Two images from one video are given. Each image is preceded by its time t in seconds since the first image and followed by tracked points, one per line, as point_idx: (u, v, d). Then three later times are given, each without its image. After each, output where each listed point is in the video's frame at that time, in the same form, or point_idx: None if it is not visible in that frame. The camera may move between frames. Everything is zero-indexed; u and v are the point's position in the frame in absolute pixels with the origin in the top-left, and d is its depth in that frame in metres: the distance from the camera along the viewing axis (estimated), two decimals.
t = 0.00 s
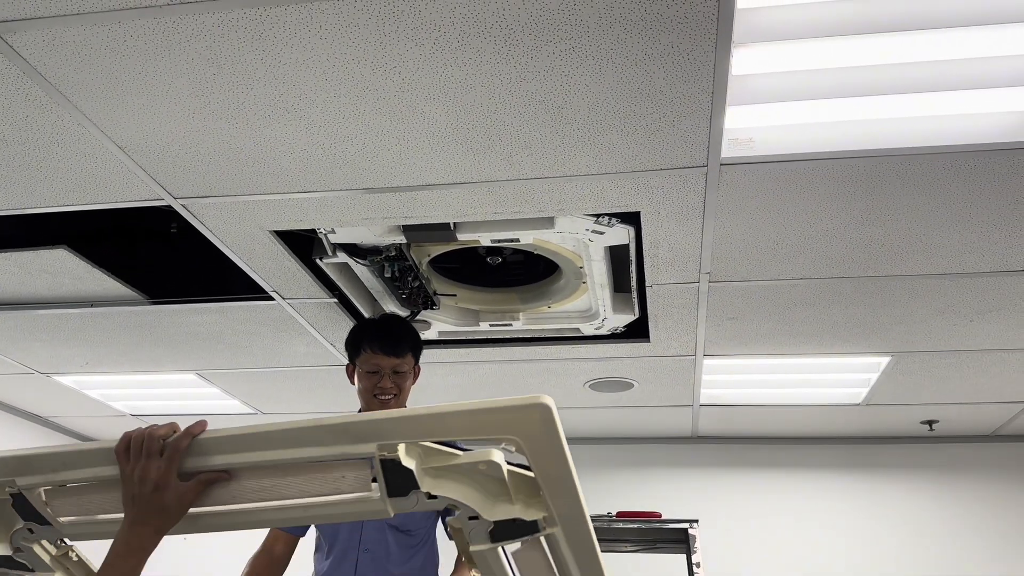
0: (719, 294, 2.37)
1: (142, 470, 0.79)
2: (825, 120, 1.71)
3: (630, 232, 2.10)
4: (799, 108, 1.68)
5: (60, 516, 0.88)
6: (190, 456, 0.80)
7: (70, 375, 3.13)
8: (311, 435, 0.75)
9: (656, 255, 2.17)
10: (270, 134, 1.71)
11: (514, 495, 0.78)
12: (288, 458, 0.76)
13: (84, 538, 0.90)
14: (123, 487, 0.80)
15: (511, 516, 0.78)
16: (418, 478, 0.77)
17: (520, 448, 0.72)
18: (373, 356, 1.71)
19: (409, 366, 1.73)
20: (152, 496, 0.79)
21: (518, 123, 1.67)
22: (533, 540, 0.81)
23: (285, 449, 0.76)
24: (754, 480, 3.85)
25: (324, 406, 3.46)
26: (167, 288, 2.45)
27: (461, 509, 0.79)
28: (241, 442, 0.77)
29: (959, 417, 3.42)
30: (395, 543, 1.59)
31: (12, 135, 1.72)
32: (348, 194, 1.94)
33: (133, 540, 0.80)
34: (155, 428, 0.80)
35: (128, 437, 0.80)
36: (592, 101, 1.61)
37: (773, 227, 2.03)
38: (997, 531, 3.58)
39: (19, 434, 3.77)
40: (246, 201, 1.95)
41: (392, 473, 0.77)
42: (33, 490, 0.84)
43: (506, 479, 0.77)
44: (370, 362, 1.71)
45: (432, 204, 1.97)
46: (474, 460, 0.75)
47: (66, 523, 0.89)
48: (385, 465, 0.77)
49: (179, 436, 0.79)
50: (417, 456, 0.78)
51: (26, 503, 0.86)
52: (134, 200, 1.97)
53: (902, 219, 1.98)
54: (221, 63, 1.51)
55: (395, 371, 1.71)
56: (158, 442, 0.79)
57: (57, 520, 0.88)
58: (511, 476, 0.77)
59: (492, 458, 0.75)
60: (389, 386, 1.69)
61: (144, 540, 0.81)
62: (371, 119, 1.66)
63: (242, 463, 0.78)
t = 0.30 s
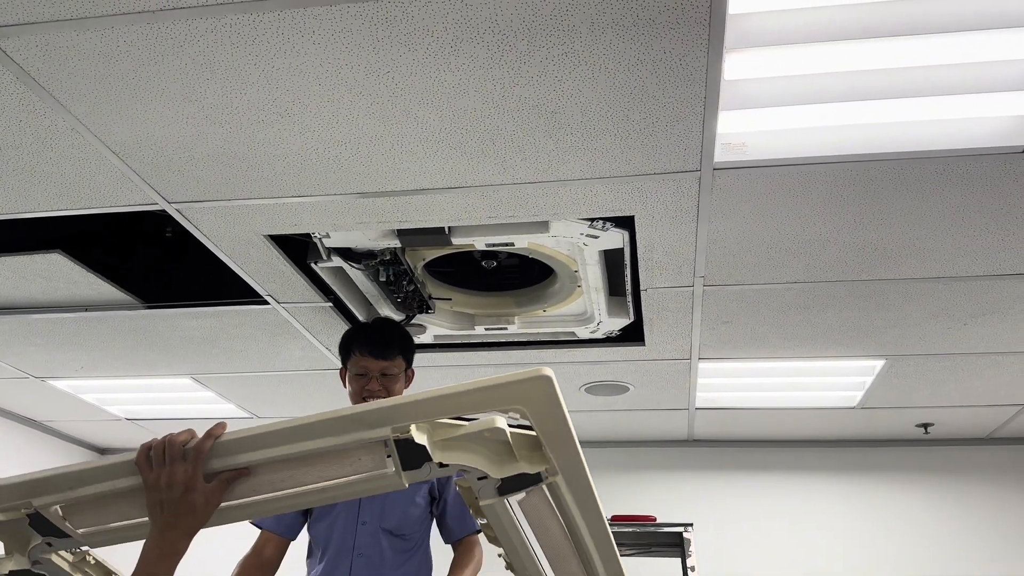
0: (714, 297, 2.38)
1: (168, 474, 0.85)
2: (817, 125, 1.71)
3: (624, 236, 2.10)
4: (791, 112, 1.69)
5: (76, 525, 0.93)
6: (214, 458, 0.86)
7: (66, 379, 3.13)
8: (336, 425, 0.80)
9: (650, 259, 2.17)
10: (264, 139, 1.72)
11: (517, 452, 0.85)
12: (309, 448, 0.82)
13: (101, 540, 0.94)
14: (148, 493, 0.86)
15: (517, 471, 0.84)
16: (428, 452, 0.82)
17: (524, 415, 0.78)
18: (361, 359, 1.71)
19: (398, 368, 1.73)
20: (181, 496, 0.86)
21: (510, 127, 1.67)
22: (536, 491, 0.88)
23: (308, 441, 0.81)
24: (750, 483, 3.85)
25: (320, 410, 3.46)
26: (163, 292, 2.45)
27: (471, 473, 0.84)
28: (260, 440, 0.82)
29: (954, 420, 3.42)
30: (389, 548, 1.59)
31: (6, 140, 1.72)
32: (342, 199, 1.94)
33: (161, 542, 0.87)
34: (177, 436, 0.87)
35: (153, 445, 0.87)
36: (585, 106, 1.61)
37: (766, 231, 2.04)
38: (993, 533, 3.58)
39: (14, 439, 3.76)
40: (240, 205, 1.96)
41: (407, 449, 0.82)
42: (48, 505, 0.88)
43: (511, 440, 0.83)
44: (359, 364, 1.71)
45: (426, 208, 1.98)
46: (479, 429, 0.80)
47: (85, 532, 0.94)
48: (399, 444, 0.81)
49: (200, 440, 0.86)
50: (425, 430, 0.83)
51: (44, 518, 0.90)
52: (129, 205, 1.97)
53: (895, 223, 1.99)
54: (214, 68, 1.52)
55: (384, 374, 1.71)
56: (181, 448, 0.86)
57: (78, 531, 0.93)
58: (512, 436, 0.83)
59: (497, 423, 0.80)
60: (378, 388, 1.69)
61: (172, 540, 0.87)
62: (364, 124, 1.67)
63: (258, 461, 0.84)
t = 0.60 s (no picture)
0: (711, 300, 2.38)
1: (198, 483, 0.84)
2: (814, 128, 1.71)
3: (621, 239, 2.10)
4: (788, 115, 1.69)
5: (82, 533, 0.92)
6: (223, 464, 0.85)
7: (62, 382, 3.12)
8: (375, 425, 0.81)
9: (647, 262, 2.17)
10: (261, 142, 1.72)
11: (526, 448, 0.88)
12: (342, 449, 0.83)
13: (108, 547, 0.93)
14: (175, 502, 0.84)
15: (525, 466, 0.87)
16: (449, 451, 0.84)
17: (545, 415, 0.81)
18: (354, 359, 1.71)
19: (391, 367, 1.73)
20: (211, 503, 0.85)
21: (507, 130, 1.67)
22: (539, 484, 0.91)
23: (340, 443, 0.82)
24: (748, 486, 3.85)
25: (317, 413, 3.45)
26: (159, 296, 2.44)
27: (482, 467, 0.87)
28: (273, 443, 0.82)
29: (951, 423, 3.42)
30: (385, 550, 1.58)
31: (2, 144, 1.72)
32: (338, 202, 1.94)
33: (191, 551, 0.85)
34: (203, 443, 0.85)
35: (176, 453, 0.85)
36: (581, 110, 1.61)
37: (763, 234, 2.04)
38: (991, 535, 3.59)
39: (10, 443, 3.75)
40: (237, 209, 1.96)
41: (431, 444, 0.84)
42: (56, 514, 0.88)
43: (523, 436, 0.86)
44: (352, 364, 1.71)
45: (423, 211, 1.98)
46: (497, 427, 0.83)
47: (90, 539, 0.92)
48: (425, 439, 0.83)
49: (229, 447, 0.84)
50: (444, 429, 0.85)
51: (51, 526, 0.89)
52: (125, 208, 1.97)
53: (892, 226, 1.99)
54: (210, 72, 1.52)
55: (376, 373, 1.70)
56: (209, 455, 0.84)
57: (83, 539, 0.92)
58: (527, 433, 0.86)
59: (513, 422, 0.83)
60: (372, 386, 1.68)
61: (203, 549, 0.86)
62: (361, 127, 1.67)
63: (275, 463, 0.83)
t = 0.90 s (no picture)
0: (711, 302, 2.38)
1: (335, 483, 0.82)
2: (814, 131, 1.72)
3: (621, 240, 2.10)
4: (788, 118, 1.69)
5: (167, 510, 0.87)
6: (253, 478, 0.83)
7: (61, 384, 3.12)
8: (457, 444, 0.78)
9: (647, 264, 2.17)
10: (262, 145, 1.72)
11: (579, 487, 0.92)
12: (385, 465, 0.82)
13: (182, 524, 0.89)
14: (306, 497, 0.83)
15: (572, 501, 0.93)
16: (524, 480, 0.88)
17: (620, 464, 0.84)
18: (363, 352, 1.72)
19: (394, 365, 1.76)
20: (340, 506, 0.84)
21: (508, 133, 1.67)
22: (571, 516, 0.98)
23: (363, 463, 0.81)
24: (748, 488, 3.85)
25: (317, 414, 3.45)
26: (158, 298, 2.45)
27: (543, 497, 0.91)
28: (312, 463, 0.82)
29: (951, 424, 3.43)
30: (387, 550, 1.57)
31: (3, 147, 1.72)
32: (339, 204, 1.94)
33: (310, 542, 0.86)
34: (348, 446, 0.82)
35: (318, 451, 0.82)
36: (582, 112, 1.61)
37: (762, 237, 2.04)
38: (990, 536, 3.59)
39: (9, 445, 3.74)
40: (238, 211, 1.96)
41: (530, 475, 0.88)
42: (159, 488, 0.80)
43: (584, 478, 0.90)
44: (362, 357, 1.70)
45: (423, 213, 1.98)
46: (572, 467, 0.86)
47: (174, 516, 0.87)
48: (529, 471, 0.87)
49: (365, 450, 0.82)
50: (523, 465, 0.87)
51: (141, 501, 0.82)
52: (126, 211, 1.97)
53: (891, 228, 1.99)
54: (210, 74, 1.51)
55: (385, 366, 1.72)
56: (350, 458, 0.82)
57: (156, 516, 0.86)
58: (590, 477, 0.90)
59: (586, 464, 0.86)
60: (385, 377, 1.70)
61: (319, 542, 0.86)
62: (362, 130, 1.67)
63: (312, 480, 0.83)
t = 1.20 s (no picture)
0: (711, 302, 2.38)
1: (438, 502, 0.83)
2: (813, 130, 1.72)
3: (620, 240, 2.10)
4: (787, 117, 1.69)
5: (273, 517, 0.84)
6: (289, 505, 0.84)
7: (61, 384, 3.12)
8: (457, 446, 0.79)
9: (647, 263, 2.17)
10: (262, 144, 1.72)
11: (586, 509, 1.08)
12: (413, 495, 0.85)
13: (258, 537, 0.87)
14: (408, 511, 0.84)
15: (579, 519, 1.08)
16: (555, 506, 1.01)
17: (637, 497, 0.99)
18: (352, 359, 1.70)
19: (389, 366, 1.73)
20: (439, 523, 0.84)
21: (508, 132, 1.68)
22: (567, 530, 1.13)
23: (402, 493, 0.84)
24: (747, 488, 3.85)
25: (317, 414, 3.45)
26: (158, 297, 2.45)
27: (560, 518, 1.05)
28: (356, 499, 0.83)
29: (950, 425, 3.43)
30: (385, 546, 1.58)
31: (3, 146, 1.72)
32: (339, 204, 1.94)
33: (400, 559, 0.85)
34: (457, 466, 0.82)
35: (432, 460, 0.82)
36: (582, 111, 1.61)
37: (762, 236, 2.04)
38: (990, 536, 3.59)
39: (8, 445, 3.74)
40: (237, 211, 1.96)
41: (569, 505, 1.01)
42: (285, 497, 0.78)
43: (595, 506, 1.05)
44: (351, 364, 1.69)
45: (423, 213, 1.98)
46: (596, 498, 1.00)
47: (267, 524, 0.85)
48: (571, 501, 1.01)
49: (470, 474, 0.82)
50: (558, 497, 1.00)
51: (257, 509, 0.79)
52: (126, 210, 1.97)
53: (890, 228, 1.99)
54: (209, 73, 1.51)
55: (376, 372, 1.70)
56: (457, 480, 0.82)
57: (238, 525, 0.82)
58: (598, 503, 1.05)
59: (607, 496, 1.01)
60: (372, 386, 1.68)
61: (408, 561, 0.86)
62: (362, 129, 1.67)
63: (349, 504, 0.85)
